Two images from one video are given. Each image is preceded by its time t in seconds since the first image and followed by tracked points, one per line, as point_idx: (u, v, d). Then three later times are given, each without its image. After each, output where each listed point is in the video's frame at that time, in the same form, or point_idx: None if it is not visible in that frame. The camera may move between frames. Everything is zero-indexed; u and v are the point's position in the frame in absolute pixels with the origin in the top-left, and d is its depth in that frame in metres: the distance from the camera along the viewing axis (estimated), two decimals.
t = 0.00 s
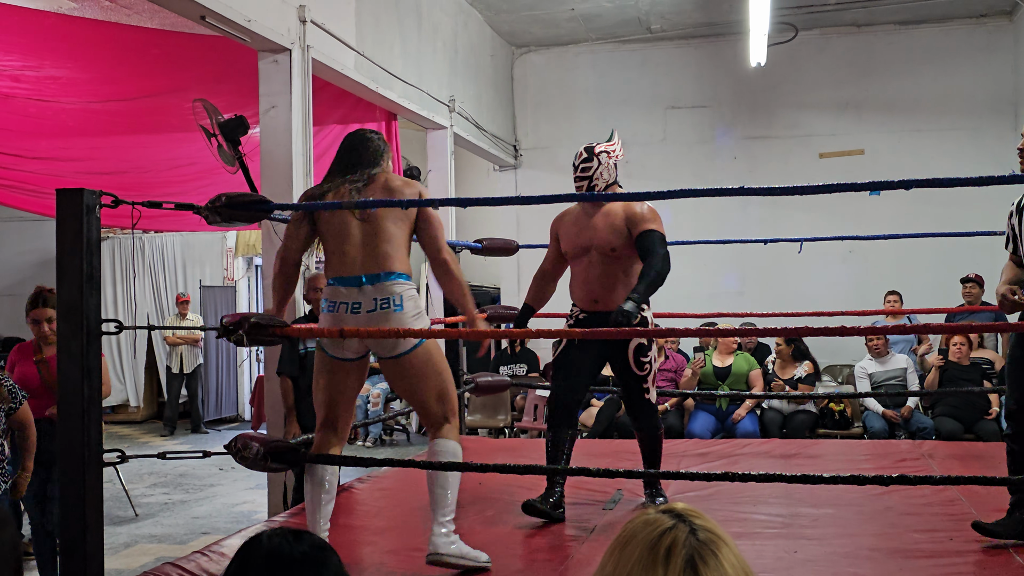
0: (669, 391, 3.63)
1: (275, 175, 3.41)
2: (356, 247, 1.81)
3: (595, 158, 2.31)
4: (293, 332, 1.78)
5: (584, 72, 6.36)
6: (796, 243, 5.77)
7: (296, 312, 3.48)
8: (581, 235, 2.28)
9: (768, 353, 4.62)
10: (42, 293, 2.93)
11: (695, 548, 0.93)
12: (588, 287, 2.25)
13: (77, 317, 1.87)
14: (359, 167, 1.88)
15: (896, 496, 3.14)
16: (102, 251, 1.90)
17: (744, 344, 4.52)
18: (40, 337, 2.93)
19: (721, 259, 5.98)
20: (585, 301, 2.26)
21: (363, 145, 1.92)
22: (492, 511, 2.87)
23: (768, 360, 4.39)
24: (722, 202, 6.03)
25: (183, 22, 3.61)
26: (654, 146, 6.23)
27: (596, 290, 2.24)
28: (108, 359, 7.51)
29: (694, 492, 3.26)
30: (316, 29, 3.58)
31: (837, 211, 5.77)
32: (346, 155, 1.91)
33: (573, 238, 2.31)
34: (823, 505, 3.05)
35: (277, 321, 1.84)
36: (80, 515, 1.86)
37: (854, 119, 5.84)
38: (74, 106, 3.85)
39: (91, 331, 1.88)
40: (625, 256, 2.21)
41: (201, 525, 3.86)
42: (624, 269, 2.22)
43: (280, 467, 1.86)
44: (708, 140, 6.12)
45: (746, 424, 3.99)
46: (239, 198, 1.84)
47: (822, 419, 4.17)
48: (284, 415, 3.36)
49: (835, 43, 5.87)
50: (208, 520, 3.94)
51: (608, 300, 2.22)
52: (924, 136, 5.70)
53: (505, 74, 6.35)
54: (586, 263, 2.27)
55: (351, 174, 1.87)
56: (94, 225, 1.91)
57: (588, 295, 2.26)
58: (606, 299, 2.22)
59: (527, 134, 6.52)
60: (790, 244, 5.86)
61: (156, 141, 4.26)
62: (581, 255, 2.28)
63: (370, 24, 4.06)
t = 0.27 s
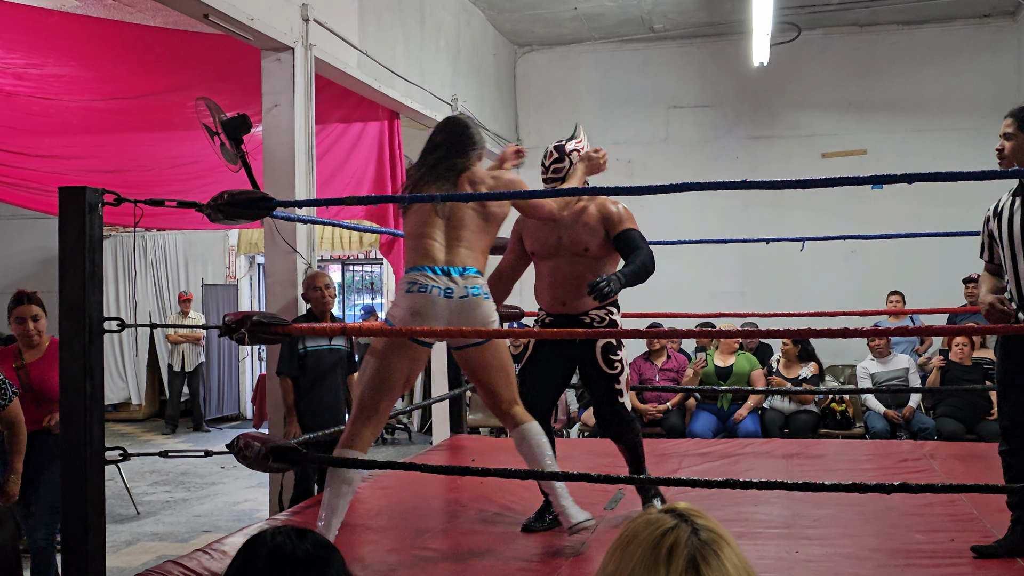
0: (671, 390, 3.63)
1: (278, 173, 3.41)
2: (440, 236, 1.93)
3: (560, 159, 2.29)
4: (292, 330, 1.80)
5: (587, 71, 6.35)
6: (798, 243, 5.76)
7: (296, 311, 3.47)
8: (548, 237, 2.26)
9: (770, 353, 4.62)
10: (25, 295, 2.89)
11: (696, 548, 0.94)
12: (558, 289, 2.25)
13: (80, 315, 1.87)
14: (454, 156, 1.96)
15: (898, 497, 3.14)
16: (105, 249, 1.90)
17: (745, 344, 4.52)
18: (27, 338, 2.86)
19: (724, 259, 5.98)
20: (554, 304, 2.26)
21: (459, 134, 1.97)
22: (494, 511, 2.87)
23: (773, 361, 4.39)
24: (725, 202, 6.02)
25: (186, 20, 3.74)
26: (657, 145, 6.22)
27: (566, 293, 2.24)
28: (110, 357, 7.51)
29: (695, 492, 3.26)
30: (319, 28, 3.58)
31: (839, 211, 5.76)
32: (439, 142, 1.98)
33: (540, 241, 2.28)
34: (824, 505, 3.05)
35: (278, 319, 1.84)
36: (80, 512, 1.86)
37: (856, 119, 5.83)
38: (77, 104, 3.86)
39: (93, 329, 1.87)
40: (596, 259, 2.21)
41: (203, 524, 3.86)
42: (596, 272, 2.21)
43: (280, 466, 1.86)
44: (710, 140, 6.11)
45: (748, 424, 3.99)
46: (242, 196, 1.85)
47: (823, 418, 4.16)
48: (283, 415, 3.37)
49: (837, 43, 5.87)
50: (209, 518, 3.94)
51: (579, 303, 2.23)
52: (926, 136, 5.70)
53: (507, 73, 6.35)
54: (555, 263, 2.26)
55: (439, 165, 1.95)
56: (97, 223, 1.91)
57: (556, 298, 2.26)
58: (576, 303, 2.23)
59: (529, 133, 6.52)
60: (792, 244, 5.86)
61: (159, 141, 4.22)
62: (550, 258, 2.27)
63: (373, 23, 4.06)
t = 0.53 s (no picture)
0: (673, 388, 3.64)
1: (281, 171, 3.42)
2: (512, 282, 1.89)
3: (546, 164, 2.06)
4: (294, 327, 1.80)
5: (590, 69, 6.35)
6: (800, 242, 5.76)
7: (299, 309, 3.48)
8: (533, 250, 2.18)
9: (772, 351, 4.62)
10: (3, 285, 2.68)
11: (698, 547, 0.95)
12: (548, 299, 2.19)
13: (83, 312, 1.88)
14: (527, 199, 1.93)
15: (900, 496, 3.13)
16: (108, 245, 1.91)
17: (747, 343, 4.52)
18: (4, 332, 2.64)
19: (727, 257, 5.98)
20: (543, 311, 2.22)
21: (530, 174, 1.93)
22: (496, 509, 2.86)
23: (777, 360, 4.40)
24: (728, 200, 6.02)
25: (189, 17, 3.75)
26: (660, 143, 6.22)
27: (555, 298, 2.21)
28: (113, 353, 7.52)
29: (697, 490, 3.25)
30: (322, 25, 3.58)
31: (842, 210, 5.76)
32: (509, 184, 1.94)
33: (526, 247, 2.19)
34: (826, 504, 3.05)
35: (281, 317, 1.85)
36: (83, 509, 1.86)
37: (859, 117, 5.83)
38: (80, 101, 3.86)
39: (96, 325, 1.88)
40: (593, 261, 2.17)
41: (205, 521, 3.86)
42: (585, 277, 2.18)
43: (282, 463, 1.87)
44: (713, 138, 6.11)
45: (750, 423, 4.00)
46: (246, 193, 1.85)
47: (825, 417, 4.15)
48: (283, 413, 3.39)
49: (840, 42, 5.86)
50: (211, 515, 3.94)
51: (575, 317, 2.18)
52: (929, 135, 5.69)
53: (510, 70, 6.35)
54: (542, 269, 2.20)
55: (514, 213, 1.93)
56: (100, 219, 1.91)
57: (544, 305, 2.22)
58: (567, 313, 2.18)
59: (532, 131, 6.52)
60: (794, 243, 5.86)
61: (163, 137, 4.22)
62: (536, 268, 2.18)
63: (375, 20, 4.06)
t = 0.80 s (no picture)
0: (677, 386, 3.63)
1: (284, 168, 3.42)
2: (519, 269, 1.84)
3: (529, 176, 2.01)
4: (298, 323, 1.80)
5: (594, 66, 6.35)
6: (804, 240, 5.76)
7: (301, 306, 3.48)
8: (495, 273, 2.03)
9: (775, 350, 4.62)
10: None
11: (702, 546, 0.96)
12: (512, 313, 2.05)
13: (87, 309, 1.88)
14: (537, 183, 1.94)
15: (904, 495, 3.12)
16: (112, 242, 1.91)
17: (751, 341, 4.52)
18: None
19: (731, 255, 5.98)
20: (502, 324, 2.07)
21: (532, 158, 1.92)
22: (498, 507, 2.86)
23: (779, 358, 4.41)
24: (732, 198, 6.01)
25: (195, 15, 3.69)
26: (663, 141, 6.22)
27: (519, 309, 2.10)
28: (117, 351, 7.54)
29: (700, 489, 3.25)
30: (325, 22, 3.58)
31: (845, 209, 5.75)
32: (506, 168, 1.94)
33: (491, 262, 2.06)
34: (829, 504, 3.04)
35: (285, 314, 1.84)
36: (87, 505, 1.86)
37: (863, 116, 5.82)
38: (86, 98, 3.87)
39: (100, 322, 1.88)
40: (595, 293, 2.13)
41: (208, 517, 3.87)
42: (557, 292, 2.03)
43: (285, 460, 1.87)
44: (717, 135, 6.11)
45: (754, 421, 3.99)
46: (250, 190, 1.85)
47: (829, 415, 4.15)
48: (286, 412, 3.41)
49: (845, 40, 5.85)
50: (214, 512, 3.94)
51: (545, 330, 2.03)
52: (934, 134, 5.69)
53: (514, 68, 6.35)
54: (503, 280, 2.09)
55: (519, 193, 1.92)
56: (105, 215, 1.92)
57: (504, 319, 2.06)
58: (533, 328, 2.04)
59: (535, 128, 6.52)
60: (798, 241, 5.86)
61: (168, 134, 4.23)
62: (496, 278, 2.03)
63: (379, 18, 4.06)
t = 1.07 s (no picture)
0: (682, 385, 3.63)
1: (290, 167, 3.42)
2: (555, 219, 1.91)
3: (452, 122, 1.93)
4: (304, 322, 1.79)
5: (599, 65, 6.34)
6: (810, 239, 5.75)
7: (305, 305, 3.48)
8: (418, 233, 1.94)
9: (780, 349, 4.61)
10: None
11: (707, 546, 0.98)
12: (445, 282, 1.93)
13: (92, 309, 1.88)
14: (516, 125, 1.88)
15: (909, 493, 3.12)
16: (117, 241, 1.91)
17: (756, 340, 4.52)
18: None
19: (736, 254, 5.98)
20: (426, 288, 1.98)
21: (513, 98, 1.86)
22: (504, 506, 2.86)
23: (783, 357, 4.40)
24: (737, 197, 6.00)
25: (199, 14, 3.58)
26: (668, 140, 6.21)
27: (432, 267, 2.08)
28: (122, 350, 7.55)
29: (705, 488, 3.25)
30: (331, 21, 3.58)
31: (851, 208, 5.75)
32: (485, 112, 1.86)
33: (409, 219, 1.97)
34: (835, 502, 3.04)
35: (289, 311, 1.84)
36: (93, 505, 1.86)
37: (869, 114, 5.81)
38: (92, 97, 3.88)
39: (105, 321, 1.88)
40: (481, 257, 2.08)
41: (213, 516, 3.87)
42: (487, 258, 2.00)
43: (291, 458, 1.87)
44: (722, 134, 6.10)
45: (759, 420, 3.99)
46: (256, 189, 1.84)
47: (835, 414, 4.15)
48: (291, 410, 3.41)
49: (851, 38, 5.84)
50: (220, 511, 3.95)
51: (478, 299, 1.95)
52: (940, 132, 5.68)
53: (519, 66, 6.34)
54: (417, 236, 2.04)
55: (491, 140, 1.86)
56: (109, 214, 1.92)
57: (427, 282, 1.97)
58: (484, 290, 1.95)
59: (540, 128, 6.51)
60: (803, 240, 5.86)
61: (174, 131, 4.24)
62: (423, 240, 1.93)
63: (385, 17, 4.06)
